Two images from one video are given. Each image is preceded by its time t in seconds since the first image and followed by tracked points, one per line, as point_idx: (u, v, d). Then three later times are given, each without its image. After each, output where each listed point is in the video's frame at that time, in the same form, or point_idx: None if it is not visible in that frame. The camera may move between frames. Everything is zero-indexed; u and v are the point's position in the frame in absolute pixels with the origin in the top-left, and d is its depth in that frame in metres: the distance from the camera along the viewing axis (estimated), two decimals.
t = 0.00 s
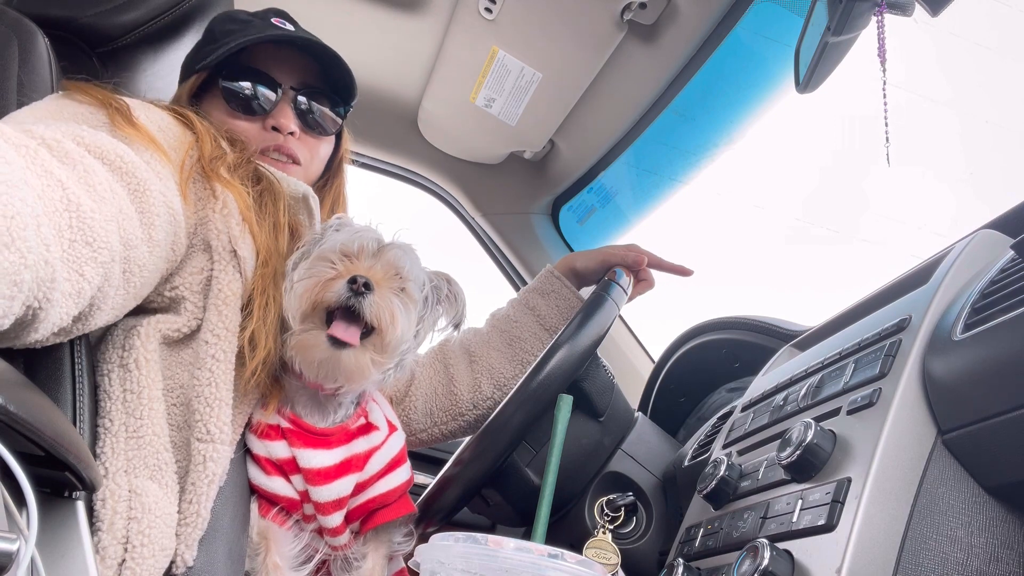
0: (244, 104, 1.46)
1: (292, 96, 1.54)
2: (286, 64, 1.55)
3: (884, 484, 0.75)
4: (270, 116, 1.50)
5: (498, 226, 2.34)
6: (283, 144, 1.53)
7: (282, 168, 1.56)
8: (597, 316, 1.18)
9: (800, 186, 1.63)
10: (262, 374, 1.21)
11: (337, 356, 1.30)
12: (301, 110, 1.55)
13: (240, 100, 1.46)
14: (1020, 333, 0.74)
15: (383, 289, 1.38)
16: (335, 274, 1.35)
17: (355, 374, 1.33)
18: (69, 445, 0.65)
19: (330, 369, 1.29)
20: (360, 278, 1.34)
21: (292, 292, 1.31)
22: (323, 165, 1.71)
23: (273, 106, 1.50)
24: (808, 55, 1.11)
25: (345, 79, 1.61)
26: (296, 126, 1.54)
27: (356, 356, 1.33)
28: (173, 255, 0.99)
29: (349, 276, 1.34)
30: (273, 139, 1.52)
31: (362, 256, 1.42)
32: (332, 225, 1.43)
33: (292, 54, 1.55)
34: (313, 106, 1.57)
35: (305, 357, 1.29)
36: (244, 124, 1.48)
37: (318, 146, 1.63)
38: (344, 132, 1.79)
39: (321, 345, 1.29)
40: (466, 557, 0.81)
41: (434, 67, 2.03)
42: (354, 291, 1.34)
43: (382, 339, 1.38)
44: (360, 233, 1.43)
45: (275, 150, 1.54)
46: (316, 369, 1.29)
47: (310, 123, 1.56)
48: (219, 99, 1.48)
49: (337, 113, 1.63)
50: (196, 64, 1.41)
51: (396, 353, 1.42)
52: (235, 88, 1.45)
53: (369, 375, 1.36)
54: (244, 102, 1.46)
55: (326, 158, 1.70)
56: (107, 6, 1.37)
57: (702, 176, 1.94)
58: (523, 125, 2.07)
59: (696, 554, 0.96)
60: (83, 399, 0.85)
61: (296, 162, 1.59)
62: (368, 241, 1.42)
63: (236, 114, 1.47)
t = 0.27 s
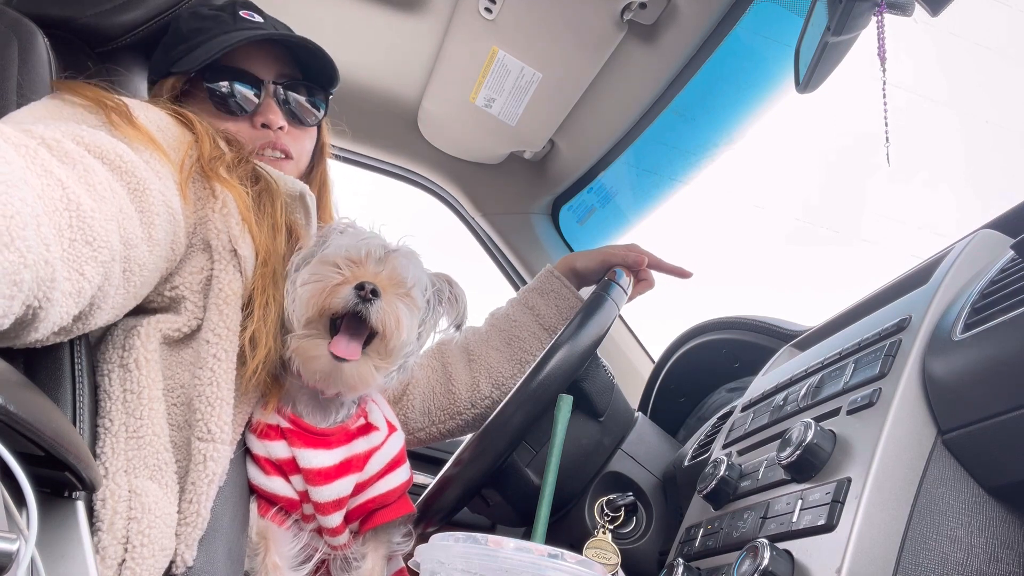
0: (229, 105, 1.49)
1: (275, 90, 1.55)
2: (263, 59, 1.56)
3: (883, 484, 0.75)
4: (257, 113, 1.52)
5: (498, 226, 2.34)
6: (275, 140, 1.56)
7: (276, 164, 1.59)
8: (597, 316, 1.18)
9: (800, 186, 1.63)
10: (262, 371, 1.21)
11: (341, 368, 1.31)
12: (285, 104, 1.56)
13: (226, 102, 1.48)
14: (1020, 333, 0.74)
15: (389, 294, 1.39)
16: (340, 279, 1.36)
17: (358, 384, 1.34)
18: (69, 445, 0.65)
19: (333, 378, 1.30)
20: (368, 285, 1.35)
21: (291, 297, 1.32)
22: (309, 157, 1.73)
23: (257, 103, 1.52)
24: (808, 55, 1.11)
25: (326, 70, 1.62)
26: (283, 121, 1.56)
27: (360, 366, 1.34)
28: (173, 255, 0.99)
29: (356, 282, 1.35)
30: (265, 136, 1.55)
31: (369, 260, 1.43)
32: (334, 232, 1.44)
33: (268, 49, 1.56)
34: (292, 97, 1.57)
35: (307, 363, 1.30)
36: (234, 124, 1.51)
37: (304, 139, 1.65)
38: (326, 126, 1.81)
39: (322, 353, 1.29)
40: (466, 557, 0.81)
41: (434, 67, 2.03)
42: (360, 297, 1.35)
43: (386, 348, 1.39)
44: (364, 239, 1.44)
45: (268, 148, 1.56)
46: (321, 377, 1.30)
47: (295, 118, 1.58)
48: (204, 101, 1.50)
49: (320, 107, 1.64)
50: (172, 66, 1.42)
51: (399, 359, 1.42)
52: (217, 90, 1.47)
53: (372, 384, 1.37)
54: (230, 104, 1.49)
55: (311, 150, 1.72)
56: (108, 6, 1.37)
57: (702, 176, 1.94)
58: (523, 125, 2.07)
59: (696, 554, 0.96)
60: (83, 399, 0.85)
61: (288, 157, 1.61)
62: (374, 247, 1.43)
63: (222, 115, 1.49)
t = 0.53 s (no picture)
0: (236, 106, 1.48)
1: (282, 91, 1.55)
2: (269, 61, 1.56)
3: (883, 483, 0.75)
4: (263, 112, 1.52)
5: (498, 226, 2.34)
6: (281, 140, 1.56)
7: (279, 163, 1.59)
8: (597, 316, 1.18)
9: (800, 186, 1.63)
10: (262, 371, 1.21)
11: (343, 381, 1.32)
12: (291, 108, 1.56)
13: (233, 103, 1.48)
14: (1020, 333, 0.74)
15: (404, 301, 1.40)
16: (356, 284, 1.35)
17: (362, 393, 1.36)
18: (69, 445, 0.65)
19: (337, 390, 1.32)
20: (385, 291, 1.35)
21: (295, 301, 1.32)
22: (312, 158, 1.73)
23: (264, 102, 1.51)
24: (808, 55, 1.11)
25: (330, 71, 1.62)
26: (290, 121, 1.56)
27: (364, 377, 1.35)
28: (173, 256, 0.99)
29: (373, 288, 1.35)
30: (271, 136, 1.54)
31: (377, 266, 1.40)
32: (337, 233, 1.43)
33: (274, 50, 1.56)
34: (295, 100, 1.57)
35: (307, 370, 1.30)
36: (239, 124, 1.50)
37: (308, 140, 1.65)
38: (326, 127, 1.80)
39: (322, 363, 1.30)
40: (466, 557, 0.81)
41: (434, 67, 2.03)
42: (376, 305, 1.35)
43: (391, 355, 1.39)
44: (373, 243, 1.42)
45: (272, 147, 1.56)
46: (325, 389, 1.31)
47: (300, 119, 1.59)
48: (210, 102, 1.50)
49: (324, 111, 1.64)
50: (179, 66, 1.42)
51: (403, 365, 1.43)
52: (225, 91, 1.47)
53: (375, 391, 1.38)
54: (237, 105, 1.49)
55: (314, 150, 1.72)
56: (108, 6, 1.37)
57: (702, 176, 1.94)
58: (523, 125, 2.07)
59: (696, 554, 0.96)
60: (83, 399, 0.85)
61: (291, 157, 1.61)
62: (386, 252, 1.40)
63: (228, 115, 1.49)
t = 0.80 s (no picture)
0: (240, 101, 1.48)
1: (289, 92, 1.55)
2: (279, 64, 1.58)
3: (884, 483, 0.75)
4: (268, 108, 1.52)
5: (498, 226, 2.34)
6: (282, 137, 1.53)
7: (280, 163, 1.55)
8: (597, 316, 1.18)
9: (800, 186, 1.63)
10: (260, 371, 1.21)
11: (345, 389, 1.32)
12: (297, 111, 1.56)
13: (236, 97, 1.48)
14: (1020, 333, 0.74)
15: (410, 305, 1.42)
16: (363, 288, 1.36)
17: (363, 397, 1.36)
18: (69, 445, 0.65)
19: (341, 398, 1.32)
20: (393, 297, 1.37)
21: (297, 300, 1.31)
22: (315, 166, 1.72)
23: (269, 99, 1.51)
24: (808, 55, 1.11)
25: (331, 70, 1.62)
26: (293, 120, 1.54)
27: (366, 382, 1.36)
28: (173, 255, 0.99)
29: (382, 293, 1.35)
30: (272, 133, 1.52)
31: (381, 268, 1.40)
32: (337, 234, 1.43)
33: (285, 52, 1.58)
34: (305, 107, 1.58)
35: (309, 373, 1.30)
36: (240, 118, 1.49)
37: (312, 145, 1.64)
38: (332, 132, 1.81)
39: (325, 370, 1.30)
40: (466, 557, 0.81)
41: (434, 66, 2.03)
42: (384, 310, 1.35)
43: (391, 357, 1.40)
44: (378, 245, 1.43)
45: (272, 144, 1.53)
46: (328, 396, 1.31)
47: (305, 122, 1.58)
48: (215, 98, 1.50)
49: (331, 114, 1.65)
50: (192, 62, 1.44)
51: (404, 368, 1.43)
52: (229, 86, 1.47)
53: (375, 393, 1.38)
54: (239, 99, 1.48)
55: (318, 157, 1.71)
56: (109, 6, 1.36)
57: (702, 176, 1.94)
58: (523, 125, 2.07)
59: (695, 554, 0.96)
60: (83, 399, 0.85)
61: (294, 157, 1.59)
62: (392, 253, 1.42)
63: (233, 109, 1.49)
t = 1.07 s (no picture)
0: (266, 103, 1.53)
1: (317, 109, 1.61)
2: (314, 81, 1.65)
3: (884, 484, 0.75)
4: (290, 116, 1.56)
5: (498, 226, 2.34)
6: (297, 145, 1.56)
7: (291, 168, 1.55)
8: (597, 316, 1.18)
9: (800, 186, 1.63)
10: (259, 371, 1.21)
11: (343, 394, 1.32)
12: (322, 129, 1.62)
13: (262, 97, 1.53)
14: (1020, 333, 0.74)
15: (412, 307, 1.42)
16: (363, 292, 1.37)
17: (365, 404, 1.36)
18: (70, 445, 0.65)
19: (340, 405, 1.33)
20: (395, 300, 1.36)
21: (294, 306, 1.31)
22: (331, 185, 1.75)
23: (293, 109, 1.56)
24: (809, 55, 1.11)
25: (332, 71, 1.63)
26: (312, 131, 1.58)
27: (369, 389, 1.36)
28: (174, 256, 0.99)
29: (383, 296, 1.35)
30: (288, 137, 1.55)
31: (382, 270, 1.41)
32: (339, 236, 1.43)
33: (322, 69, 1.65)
34: (334, 129, 1.64)
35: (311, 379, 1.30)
36: (262, 120, 1.53)
37: (331, 161, 1.67)
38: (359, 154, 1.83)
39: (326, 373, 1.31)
40: (466, 557, 0.81)
41: (434, 67, 2.03)
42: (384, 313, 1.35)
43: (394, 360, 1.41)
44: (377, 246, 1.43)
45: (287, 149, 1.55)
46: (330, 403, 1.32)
47: (329, 140, 1.63)
48: (244, 99, 1.55)
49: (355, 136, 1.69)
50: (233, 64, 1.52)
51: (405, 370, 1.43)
52: (258, 90, 1.53)
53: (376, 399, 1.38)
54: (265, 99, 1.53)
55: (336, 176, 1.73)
56: (108, 6, 1.36)
57: (702, 176, 1.94)
58: (523, 125, 2.07)
59: (696, 554, 0.96)
60: (83, 399, 0.85)
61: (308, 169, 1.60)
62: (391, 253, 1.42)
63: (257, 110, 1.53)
